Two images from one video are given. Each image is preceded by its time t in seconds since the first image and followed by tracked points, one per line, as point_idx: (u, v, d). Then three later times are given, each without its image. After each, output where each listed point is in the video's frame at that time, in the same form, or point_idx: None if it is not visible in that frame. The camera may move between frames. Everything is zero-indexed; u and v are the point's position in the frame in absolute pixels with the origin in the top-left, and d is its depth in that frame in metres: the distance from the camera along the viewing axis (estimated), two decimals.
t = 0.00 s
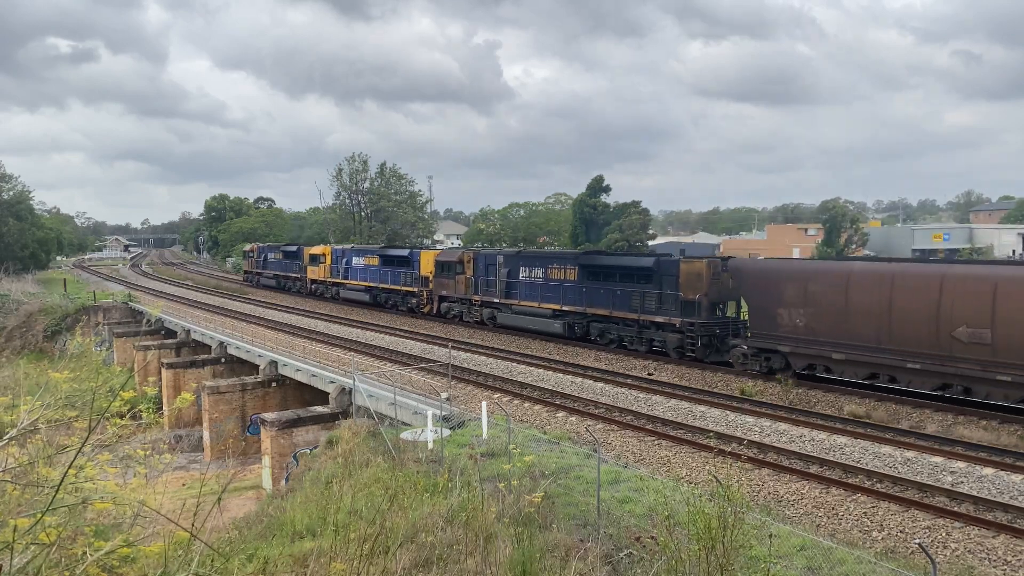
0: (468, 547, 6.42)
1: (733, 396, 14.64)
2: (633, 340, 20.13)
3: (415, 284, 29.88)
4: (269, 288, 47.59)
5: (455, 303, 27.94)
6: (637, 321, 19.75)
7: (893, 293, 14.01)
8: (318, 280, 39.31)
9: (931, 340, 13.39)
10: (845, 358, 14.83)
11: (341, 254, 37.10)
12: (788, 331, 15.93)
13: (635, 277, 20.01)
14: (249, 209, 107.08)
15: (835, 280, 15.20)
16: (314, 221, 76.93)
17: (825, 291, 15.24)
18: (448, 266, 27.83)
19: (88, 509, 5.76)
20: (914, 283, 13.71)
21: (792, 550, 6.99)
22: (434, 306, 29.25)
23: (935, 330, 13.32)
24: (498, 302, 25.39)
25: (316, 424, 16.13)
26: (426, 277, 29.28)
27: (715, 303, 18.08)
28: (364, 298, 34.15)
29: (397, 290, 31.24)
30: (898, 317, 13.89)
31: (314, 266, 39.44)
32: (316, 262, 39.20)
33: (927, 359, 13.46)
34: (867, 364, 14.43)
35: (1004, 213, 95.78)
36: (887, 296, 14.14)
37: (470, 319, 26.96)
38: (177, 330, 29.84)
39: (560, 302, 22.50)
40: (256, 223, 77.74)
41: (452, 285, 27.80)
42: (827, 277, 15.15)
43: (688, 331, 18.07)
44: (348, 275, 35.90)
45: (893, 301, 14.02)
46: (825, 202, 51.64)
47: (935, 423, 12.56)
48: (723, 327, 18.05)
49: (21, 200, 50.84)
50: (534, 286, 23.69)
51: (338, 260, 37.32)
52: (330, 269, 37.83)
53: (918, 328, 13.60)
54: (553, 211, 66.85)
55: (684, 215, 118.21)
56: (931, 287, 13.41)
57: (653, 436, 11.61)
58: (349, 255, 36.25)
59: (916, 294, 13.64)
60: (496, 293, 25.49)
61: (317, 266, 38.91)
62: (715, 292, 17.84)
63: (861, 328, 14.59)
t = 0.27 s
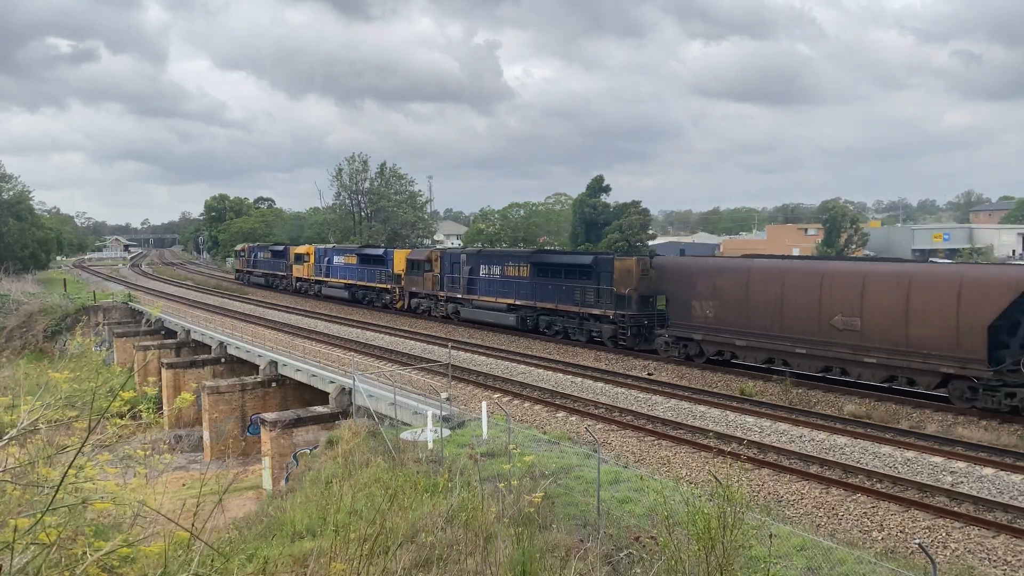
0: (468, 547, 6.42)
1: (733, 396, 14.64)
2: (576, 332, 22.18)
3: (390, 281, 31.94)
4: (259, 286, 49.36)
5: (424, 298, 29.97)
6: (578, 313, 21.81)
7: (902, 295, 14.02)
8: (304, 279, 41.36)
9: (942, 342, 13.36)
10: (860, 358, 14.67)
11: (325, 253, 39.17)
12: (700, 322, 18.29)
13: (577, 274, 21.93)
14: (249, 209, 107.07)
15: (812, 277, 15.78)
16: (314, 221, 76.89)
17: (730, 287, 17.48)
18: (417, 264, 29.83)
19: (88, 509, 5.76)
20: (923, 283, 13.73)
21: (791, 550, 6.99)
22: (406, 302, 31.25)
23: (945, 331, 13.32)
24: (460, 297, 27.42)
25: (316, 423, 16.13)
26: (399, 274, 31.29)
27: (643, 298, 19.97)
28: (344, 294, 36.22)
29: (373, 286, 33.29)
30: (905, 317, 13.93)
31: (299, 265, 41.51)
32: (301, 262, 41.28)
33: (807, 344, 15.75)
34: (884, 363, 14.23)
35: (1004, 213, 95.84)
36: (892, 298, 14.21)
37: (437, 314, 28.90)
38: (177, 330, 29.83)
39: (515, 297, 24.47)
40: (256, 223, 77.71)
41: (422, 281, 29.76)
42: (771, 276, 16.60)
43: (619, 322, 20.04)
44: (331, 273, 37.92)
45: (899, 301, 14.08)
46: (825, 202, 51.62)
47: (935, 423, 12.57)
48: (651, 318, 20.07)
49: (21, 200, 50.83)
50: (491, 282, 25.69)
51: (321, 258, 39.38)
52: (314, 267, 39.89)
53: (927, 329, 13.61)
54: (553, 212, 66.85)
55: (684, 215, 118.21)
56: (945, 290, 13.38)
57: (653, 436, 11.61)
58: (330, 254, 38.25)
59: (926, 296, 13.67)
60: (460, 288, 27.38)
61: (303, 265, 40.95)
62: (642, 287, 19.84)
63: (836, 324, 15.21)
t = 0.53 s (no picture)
0: (468, 547, 6.42)
1: (733, 395, 14.64)
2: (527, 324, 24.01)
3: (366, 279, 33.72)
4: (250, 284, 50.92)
5: (398, 295, 31.84)
6: (528, 306, 23.60)
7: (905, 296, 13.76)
8: (290, 277, 43.19)
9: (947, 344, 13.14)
10: (809, 349, 15.43)
11: (308, 252, 40.93)
12: (628, 313, 19.93)
13: (529, 271, 23.58)
14: (249, 209, 106.99)
15: (788, 275, 15.86)
16: (314, 221, 76.81)
17: (652, 280, 19.16)
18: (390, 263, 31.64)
19: (88, 509, 5.75)
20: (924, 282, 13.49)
21: (791, 550, 6.99)
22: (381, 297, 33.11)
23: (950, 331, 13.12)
24: (428, 293, 29.25)
25: (316, 424, 16.13)
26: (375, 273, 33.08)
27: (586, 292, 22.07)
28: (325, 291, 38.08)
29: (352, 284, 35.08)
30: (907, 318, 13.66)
31: (286, 263, 43.31)
32: (287, 260, 43.08)
33: (718, 332, 17.38)
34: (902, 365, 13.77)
35: (1004, 213, 95.87)
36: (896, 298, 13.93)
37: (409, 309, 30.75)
38: (177, 330, 29.83)
39: (475, 293, 26.33)
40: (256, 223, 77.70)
41: (395, 278, 31.49)
42: (744, 273, 16.71)
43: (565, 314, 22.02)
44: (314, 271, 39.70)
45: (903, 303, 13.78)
46: (825, 202, 51.57)
47: (935, 423, 12.56)
48: (592, 311, 22.04)
49: (20, 200, 50.81)
50: (453, 279, 27.53)
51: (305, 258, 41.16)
52: (298, 266, 41.75)
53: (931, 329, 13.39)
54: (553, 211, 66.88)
55: (683, 215, 118.25)
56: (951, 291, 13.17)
57: (653, 436, 11.61)
58: (313, 253, 40.02)
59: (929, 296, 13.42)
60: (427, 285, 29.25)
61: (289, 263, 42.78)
62: (585, 282, 21.80)
63: (814, 320, 15.31)
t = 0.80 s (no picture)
0: (468, 547, 6.42)
1: (733, 395, 14.63)
2: (485, 318, 25.94)
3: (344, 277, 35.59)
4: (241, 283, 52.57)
5: (374, 292, 33.84)
6: (486, 301, 25.55)
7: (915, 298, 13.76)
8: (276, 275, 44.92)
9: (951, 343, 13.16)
10: (716, 338, 17.45)
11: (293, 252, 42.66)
12: (572, 306, 21.89)
13: (488, 268, 25.61)
14: (249, 209, 106.97)
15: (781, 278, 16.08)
16: (314, 221, 76.73)
17: (591, 277, 21.14)
18: (366, 261, 33.70)
19: (88, 509, 5.75)
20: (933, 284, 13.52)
21: (791, 550, 6.99)
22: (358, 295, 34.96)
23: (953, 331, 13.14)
24: (400, 290, 31.35)
25: (316, 424, 16.13)
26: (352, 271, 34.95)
27: (536, 287, 24.10)
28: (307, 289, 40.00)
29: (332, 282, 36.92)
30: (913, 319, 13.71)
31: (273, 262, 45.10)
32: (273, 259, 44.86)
33: (644, 323, 19.41)
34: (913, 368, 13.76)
35: (1004, 213, 95.89)
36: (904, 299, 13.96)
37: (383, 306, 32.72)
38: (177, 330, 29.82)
39: (441, 290, 28.31)
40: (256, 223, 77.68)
41: (371, 276, 33.53)
42: (668, 271, 18.65)
43: (517, 308, 24.07)
44: (298, 270, 41.47)
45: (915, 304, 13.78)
46: (825, 202, 51.54)
47: (935, 423, 12.57)
48: (541, 305, 24.10)
49: (21, 200, 50.81)
50: (422, 277, 29.64)
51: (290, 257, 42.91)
52: (283, 265, 43.57)
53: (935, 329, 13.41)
54: (553, 211, 66.87)
55: (683, 215, 118.28)
56: (956, 290, 13.16)
57: (653, 436, 11.61)
58: (297, 253, 41.85)
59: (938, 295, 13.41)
60: (399, 282, 31.31)
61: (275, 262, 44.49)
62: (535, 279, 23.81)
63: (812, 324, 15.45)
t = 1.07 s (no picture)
0: (468, 547, 6.42)
1: (733, 395, 14.62)
2: (450, 312, 27.93)
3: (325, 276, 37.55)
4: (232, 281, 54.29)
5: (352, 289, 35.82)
6: (450, 296, 27.58)
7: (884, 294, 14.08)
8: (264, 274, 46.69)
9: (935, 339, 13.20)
10: (642, 328, 19.40)
11: (281, 251, 44.46)
12: (524, 301, 23.90)
13: (453, 266, 27.60)
14: (249, 209, 106.98)
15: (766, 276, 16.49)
16: (314, 221, 76.69)
17: (540, 275, 23.12)
18: (345, 260, 35.72)
19: (88, 509, 5.75)
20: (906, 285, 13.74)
21: (792, 550, 6.99)
22: (338, 291, 36.86)
23: (937, 329, 13.23)
24: (376, 287, 33.41)
25: (316, 424, 16.13)
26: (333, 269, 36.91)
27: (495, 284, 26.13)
28: (292, 286, 41.94)
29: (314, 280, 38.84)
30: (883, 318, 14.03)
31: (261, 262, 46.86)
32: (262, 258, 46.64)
33: (584, 315, 21.45)
34: (845, 358, 14.78)
35: (1004, 213, 95.94)
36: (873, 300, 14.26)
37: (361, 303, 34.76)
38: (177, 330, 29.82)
39: (412, 286, 30.34)
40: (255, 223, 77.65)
41: (351, 273, 35.54)
42: (604, 268, 20.61)
43: (477, 302, 26.08)
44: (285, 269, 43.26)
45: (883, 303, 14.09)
46: (825, 202, 51.52)
47: (935, 423, 12.56)
48: (500, 300, 26.09)
49: (20, 199, 50.80)
50: (395, 275, 31.75)
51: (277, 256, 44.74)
52: (270, 264, 45.39)
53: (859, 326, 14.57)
54: (553, 211, 66.91)
55: (683, 215, 118.33)
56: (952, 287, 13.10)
57: (653, 436, 11.61)
58: (283, 252, 43.70)
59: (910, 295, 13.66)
60: (375, 280, 33.38)
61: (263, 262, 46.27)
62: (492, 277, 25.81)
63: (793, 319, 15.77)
